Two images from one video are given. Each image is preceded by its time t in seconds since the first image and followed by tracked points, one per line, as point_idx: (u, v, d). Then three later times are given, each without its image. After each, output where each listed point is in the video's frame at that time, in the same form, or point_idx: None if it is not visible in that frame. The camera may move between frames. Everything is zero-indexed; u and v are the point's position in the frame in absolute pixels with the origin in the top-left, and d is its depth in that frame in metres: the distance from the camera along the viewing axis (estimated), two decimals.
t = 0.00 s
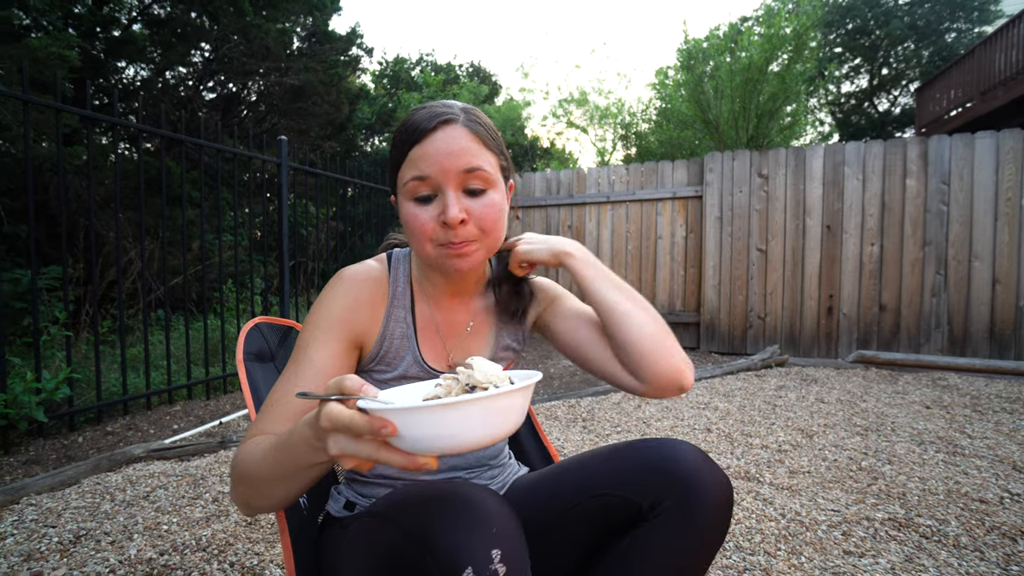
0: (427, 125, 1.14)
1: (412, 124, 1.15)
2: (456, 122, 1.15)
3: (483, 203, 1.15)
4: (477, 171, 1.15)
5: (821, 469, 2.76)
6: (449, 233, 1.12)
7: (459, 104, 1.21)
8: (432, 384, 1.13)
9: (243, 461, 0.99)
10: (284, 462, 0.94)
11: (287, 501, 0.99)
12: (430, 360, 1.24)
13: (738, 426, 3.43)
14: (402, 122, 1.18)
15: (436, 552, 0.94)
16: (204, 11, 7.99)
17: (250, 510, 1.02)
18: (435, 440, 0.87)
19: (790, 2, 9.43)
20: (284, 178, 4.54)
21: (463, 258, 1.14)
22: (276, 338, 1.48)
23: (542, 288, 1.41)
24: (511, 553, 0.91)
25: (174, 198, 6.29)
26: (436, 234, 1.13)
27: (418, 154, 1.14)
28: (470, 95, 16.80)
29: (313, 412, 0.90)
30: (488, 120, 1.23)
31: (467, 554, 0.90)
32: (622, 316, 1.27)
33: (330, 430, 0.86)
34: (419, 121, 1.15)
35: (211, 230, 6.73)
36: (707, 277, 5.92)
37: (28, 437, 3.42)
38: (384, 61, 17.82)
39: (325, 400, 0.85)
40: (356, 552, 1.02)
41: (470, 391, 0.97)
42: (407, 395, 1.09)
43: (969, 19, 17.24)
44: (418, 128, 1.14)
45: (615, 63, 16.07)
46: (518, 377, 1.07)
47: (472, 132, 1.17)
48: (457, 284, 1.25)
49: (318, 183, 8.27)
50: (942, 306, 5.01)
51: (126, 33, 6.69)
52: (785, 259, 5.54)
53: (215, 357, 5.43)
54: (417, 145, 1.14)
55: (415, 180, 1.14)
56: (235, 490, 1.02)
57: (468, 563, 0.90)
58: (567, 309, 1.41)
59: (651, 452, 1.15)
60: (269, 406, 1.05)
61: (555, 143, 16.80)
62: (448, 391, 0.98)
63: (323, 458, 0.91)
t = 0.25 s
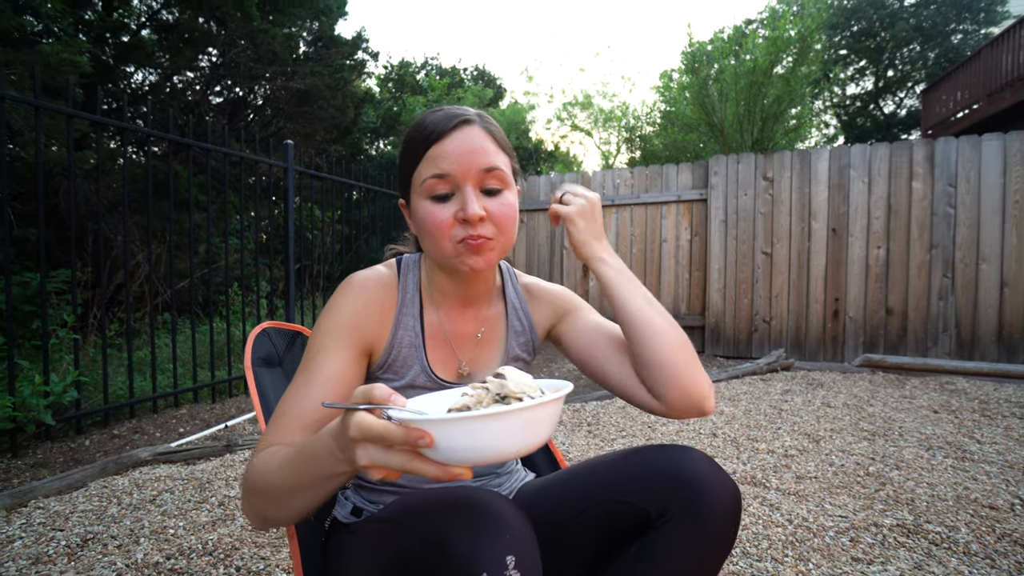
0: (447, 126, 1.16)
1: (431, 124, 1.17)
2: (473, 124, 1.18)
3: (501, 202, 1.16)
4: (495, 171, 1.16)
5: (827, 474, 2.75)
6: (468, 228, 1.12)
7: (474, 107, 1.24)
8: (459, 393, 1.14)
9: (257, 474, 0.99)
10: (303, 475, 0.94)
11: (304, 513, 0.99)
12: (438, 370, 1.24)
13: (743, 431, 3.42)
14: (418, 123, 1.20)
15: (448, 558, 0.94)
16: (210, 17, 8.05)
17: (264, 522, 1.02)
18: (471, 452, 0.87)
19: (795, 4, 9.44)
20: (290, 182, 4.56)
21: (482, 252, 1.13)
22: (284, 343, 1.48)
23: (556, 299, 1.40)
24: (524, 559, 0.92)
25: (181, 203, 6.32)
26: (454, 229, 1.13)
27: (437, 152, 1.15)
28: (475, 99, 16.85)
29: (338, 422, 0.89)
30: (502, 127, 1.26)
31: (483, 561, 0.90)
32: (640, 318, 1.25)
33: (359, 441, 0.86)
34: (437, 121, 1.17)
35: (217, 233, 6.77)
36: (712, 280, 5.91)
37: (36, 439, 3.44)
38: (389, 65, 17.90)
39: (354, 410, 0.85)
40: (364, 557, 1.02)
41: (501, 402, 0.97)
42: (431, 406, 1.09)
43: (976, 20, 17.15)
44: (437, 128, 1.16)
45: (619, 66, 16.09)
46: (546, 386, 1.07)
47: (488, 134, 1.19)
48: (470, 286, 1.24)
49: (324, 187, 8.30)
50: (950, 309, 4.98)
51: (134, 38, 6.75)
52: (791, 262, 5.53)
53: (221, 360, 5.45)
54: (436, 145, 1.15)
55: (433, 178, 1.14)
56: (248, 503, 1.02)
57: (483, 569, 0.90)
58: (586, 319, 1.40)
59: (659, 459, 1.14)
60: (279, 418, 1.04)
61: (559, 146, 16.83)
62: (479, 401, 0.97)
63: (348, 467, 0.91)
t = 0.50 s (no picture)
0: (462, 131, 1.16)
1: (446, 129, 1.17)
2: (488, 130, 1.18)
3: (515, 211, 1.17)
4: (509, 180, 1.17)
5: (836, 478, 2.74)
6: (483, 238, 1.13)
7: (488, 111, 1.24)
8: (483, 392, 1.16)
9: (279, 485, 1.00)
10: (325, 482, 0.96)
11: (326, 519, 1.01)
12: (450, 376, 1.25)
13: (750, 434, 3.41)
14: (432, 126, 1.19)
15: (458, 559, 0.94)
16: (218, 20, 8.09)
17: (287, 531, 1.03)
18: (499, 447, 0.88)
19: (802, 7, 9.42)
20: (298, 185, 4.57)
21: (496, 262, 1.14)
22: (293, 343, 1.49)
23: (568, 302, 1.40)
24: (534, 560, 0.92)
25: (189, 205, 6.36)
26: (469, 239, 1.13)
27: (451, 159, 1.15)
28: (480, 101, 16.88)
29: (361, 426, 0.91)
30: (515, 131, 1.26)
31: (495, 561, 0.90)
32: (641, 331, 1.22)
33: (387, 444, 0.87)
34: (451, 125, 1.17)
35: (224, 236, 6.81)
36: (718, 283, 5.90)
37: (47, 439, 3.46)
38: (395, 68, 17.96)
39: (380, 412, 0.86)
40: (371, 556, 1.02)
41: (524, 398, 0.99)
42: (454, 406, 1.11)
43: (986, 21, 17.04)
44: (452, 133, 1.16)
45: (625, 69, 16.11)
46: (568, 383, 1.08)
47: (502, 139, 1.19)
48: (481, 295, 1.25)
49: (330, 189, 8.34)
50: (959, 313, 4.96)
51: (143, 42, 6.81)
52: (798, 265, 5.51)
53: (228, 361, 5.48)
54: (450, 151, 1.15)
55: (448, 186, 1.15)
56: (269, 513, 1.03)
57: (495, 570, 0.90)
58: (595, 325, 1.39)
59: (669, 463, 1.14)
60: (296, 426, 1.04)
61: (564, 149, 16.83)
62: (503, 399, 0.99)
63: (373, 470, 0.92)
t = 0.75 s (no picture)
0: (473, 144, 1.15)
1: (457, 141, 1.16)
2: (500, 143, 1.18)
3: (524, 225, 1.17)
4: (519, 194, 1.18)
5: (839, 482, 2.73)
6: (491, 252, 1.13)
7: (498, 123, 1.24)
8: (487, 401, 1.16)
9: (281, 490, 1.00)
10: (327, 488, 0.96)
11: (329, 525, 1.01)
12: (451, 381, 1.26)
13: (753, 438, 3.40)
14: (443, 137, 1.19)
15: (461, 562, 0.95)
16: (223, 24, 8.12)
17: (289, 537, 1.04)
18: (504, 457, 0.88)
19: (805, 10, 9.42)
20: (301, 187, 4.59)
21: (504, 276, 1.15)
22: (299, 347, 1.50)
23: (568, 303, 1.41)
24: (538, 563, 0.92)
25: (193, 207, 6.39)
26: (478, 252, 1.14)
27: (462, 172, 1.15)
28: (483, 104, 16.90)
29: (364, 433, 0.90)
30: (525, 143, 1.26)
31: (499, 565, 0.90)
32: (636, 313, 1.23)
33: (393, 451, 0.87)
34: (462, 137, 1.16)
35: (228, 238, 6.83)
36: (721, 286, 5.89)
37: (52, 441, 3.48)
38: (398, 70, 18.01)
39: (386, 419, 0.86)
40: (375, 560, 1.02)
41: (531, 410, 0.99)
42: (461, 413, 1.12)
43: (990, 23, 16.98)
44: (463, 145, 1.16)
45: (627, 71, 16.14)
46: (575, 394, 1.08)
47: (513, 152, 1.20)
48: (484, 306, 1.25)
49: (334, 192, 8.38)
50: (964, 316, 4.94)
51: (149, 46, 6.85)
52: (801, 267, 5.50)
53: (231, 363, 5.49)
54: (461, 164, 1.15)
55: (458, 198, 1.15)
56: (272, 518, 1.03)
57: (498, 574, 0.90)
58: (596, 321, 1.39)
59: (671, 466, 1.15)
60: (299, 431, 1.05)
61: (567, 151, 16.84)
62: (509, 410, 1.00)
63: (376, 478, 0.92)
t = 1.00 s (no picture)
0: (467, 145, 1.16)
1: (452, 141, 1.17)
2: (495, 143, 1.18)
3: (518, 226, 1.18)
4: (513, 195, 1.18)
5: (840, 482, 2.74)
6: (483, 253, 1.14)
7: (496, 123, 1.24)
8: (487, 402, 1.17)
9: (283, 486, 1.02)
10: (327, 484, 0.97)
11: (330, 522, 1.02)
12: (452, 378, 1.27)
13: (754, 438, 3.41)
14: (440, 137, 1.20)
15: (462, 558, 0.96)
16: (226, 24, 8.13)
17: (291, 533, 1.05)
18: (503, 458, 0.89)
19: (807, 10, 9.41)
20: (304, 187, 4.60)
21: (495, 278, 1.16)
22: (302, 346, 1.51)
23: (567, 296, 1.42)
24: (537, 559, 0.94)
25: (196, 207, 6.41)
26: (470, 253, 1.15)
27: (456, 173, 1.16)
28: (485, 104, 16.90)
29: (364, 432, 0.91)
30: (524, 143, 1.26)
31: (498, 560, 0.91)
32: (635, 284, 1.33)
33: (394, 450, 0.88)
34: (458, 137, 1.17)
35: (231, 238, 6.85)
36: (722, 286, 5.90)
37: (55, 439, 3.49)
38: (401, 70, 18.00)
39: (387, 418, 0.87)
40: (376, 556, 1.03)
41: (530, 411, 0.99)
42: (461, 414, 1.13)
43: (994, 24, 16.93)
44: (458, 146, 1.16)
45: (630, 72, 16.14)
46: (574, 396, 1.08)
47: (509, 152, 1.20)
48: (481, 305, 1.26)
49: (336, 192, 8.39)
50: (965, 317, 4.94)
51: (152, 46, 6.87)
52: (803, 268, 5.51)
53: (233, 362, 5.50)
54: (454, 165, 1.16)
55: (451, 199, 1.16)
56: (274, 515, 1.05)
57: (497, 568, 0.91)
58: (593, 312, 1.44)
59: (671, 463, 1.16)
60: (301, 429, 1.06)
61: (569, 151, 16.83)
62: (508, 410, 1.00)
63: (376, 475, 0.93)
